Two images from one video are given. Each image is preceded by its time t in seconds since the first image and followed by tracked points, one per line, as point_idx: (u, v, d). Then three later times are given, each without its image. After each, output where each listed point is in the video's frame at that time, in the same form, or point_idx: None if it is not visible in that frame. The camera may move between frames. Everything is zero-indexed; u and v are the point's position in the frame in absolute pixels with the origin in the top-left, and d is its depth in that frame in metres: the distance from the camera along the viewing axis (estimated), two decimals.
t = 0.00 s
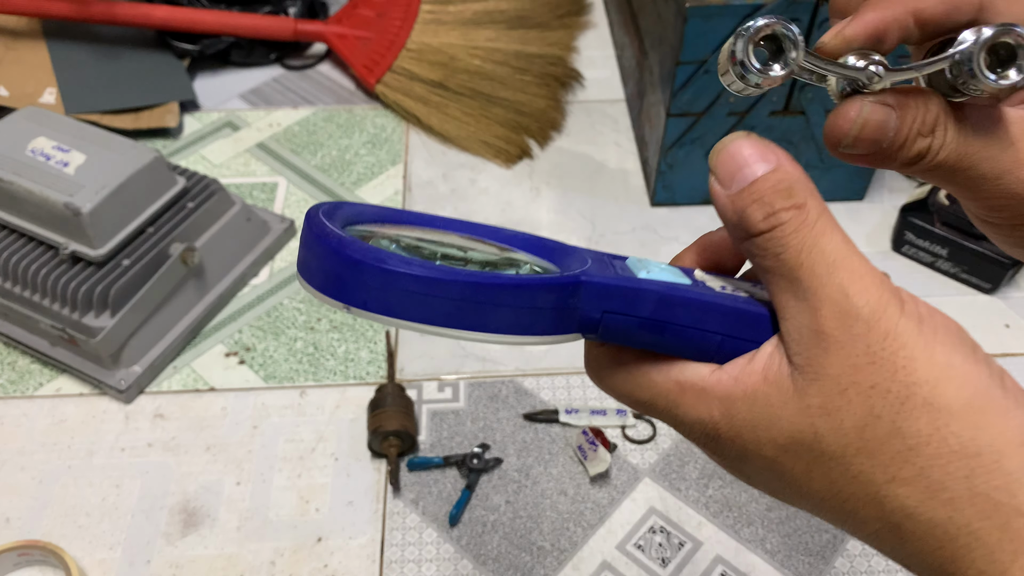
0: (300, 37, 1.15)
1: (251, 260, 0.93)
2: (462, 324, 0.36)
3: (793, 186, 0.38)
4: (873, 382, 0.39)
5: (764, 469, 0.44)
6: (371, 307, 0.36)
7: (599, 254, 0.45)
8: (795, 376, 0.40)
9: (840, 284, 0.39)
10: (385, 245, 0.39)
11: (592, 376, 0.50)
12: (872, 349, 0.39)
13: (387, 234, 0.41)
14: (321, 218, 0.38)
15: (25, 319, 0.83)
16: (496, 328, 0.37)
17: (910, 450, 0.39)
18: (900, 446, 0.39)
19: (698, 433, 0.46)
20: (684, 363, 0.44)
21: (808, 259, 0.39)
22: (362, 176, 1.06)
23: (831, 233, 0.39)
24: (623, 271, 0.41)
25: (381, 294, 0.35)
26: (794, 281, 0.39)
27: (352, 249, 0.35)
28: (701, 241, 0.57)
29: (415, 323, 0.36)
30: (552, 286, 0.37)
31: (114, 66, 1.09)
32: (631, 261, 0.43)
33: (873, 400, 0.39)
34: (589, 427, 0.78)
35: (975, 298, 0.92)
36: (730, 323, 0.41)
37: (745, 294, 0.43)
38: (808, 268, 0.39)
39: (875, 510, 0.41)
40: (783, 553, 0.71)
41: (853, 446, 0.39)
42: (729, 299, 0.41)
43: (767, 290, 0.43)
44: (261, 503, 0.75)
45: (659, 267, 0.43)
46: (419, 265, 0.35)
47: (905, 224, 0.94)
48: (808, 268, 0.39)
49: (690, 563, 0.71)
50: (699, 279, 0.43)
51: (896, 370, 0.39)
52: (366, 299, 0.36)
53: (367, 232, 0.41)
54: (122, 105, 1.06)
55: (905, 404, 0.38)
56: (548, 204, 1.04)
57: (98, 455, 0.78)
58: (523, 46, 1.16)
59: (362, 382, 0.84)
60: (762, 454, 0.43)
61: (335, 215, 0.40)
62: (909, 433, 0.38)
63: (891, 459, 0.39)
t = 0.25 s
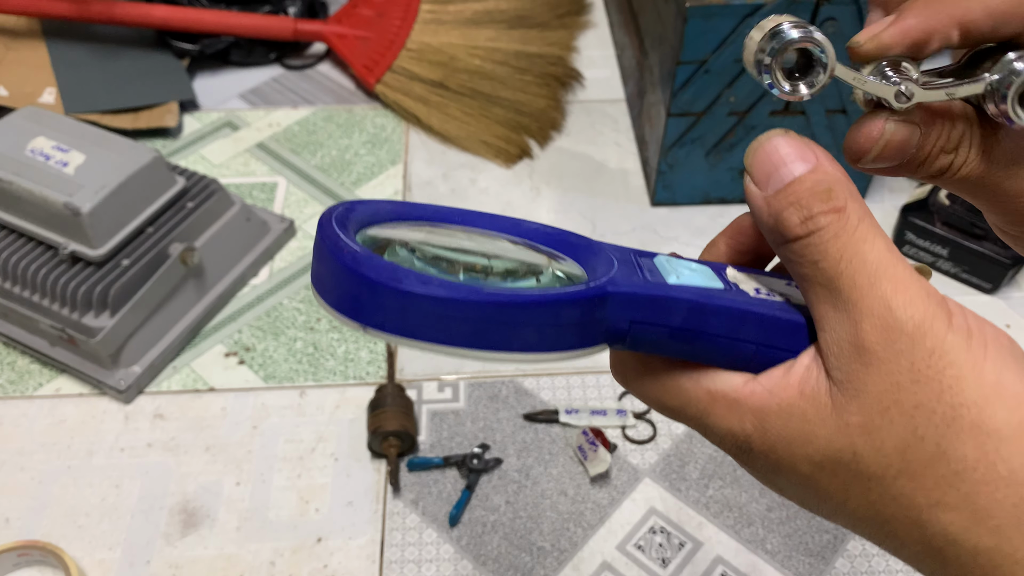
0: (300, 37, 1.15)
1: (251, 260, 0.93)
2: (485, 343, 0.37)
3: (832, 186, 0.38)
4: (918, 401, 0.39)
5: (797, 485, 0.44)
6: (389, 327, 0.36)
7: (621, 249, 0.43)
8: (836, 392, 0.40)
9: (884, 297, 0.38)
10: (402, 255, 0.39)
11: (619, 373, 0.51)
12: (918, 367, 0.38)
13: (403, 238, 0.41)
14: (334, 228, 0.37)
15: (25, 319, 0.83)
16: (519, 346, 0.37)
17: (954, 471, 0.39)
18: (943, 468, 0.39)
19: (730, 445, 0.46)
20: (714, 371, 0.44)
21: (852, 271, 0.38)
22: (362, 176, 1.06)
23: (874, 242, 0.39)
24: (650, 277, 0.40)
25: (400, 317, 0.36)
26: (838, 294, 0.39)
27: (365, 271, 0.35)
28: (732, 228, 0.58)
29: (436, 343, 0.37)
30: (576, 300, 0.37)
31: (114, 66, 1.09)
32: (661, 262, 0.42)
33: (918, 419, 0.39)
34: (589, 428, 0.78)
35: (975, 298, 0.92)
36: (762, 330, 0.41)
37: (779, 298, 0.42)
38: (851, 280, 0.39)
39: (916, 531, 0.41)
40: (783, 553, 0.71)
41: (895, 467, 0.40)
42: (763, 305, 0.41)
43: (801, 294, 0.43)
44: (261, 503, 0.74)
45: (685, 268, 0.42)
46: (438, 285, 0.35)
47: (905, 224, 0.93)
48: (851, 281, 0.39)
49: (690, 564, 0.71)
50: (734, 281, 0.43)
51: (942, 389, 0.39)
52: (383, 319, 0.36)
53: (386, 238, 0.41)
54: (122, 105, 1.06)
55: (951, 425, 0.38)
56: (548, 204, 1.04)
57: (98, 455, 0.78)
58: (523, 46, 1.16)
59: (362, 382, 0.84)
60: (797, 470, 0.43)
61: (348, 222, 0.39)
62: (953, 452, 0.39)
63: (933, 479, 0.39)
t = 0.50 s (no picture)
0: (300, 37, 1.15)
1: (251, 260, 0.93)
2: (471, 379, 0.39)
3: (838, 197, 0.38)
4: (919, 431, 0.38)
5: (799, 500, 0.45)
6: (374, 367, 0.39)
7: (621, 250, 0.46)
8: (837, 414, 0.40)
9: (888, 322, 0.38)
10: (392, 281, 0.43)
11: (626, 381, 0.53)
12: (921, 396, 0.38)
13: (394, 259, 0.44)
14: (320, 266, 0.40)
15: (25, 319, 0.83)
16: (506, 379, 0.40)
17: (955, 503, 0.38)
18: (944, 500, 0.38)
19: (737, 458, 0.47)
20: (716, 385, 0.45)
21: (855, 294, 0.38)
22: (362, 175, 1.06)
23: (881, 262, 0.38)
24: (642, 294, 0.42)
25: (384, 356, 0.38)
26: (841, 316, 0.39)
27: (348, 311, 0.38)
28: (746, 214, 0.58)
29: (423, 381, 0.39)
30: (560, 332, 0.39)
31: (113, 66, 1.09)
32: (662, 272, 0.44)
33: (919, 448, 0.38)
34: (589, 428, 0.78)
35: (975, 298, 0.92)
36: (761, 347, 0.42)
37: (779, 310, 0.42)
38: (855, 302, 0.38)
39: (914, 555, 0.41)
40: (783, 553, 0.71)
41: (894, 493, 0.40)
42: (762, 321, 0.41)
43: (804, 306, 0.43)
44: (261, 503, 0.74)
45: (681, 278, 0.43)
46: (422, 327, 0.38)
47: (905, 224, 0.93)
48: (855, 303, 0.38)
49: (690, 564, 0.70)
50: (736, 292, 0.43)
51: (947, 419, 0.38)
52: (369, 360, 0.39)
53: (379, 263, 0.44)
54: (121, 105, 1.06)
55: (954, 457, 0.38)
56: (548, 204, 1.04)
57: (98, 455, 0.78)
58: (523, 45, 1.16)
59: (362, 382, 0.83)
60: (801, 487, 0.44)
61: (336, 241, 0.42)
62: (955, 484, 0.38)
63: (933, 508, 0.39)
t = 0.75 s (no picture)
0: (300, 36, 1.15)
1: (250, 260, 0.93)
2: (476, 407, 0.39)
3: (845, 213, 0.39)
4: (925, 445, 0.38)
5: (798, 518, 0.45)
6: (370, 394, 0.39)
7: (620, 255, 0.46)
8: (841, 429, 0.40)
9: (894, 334, 0.38)
10: (388, 296, 0.43)
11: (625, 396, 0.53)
12: (928, 410, 0.38)
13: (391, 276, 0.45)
14: (312, 282, 0.39)
15: (25, 319, 0.83)
16: (511, 405, 0.40)
17: (961, 519, 0.38)
18: (951, 515, 0.38)
19: (737, 475, 0.47)
20: (716, 402, 0.46)
21: (861, 308, 0.39)
22: (362, 175, 1.06)
23: (889, 277, 0.39)
24: (644, 310, 0.42)
25: (380, 383, 0.38)
26: (846, 329, 0.39)
27: (343, 334, 0.37)
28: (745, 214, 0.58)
29: (426, 410, 0.39)
30: (565, 356, 0.39)
31: (113, 65, 1.08)
32: (663, 283, 0.44)
33: (924, 462, 0.38)
34: (589, 428, 0.77)
35: (975, 299, 0.92)
36: (765, 366, 0.42)
37: (787, 323, 0.43)
38: (863, 315, 0.39)
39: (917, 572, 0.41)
40: (783, 554, 0.71)
41: (898, 509, 0.39)
42: (768, 337, 0.42)
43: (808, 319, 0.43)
44: (261, 503, 0.74)
45: (683, 290, 0.44)
46: (422, 354, 0.37)
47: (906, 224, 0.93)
48: (861, 315, 0.39)
49: (691, 565, 0.70)
50: (737, 300, 0.44)
51: (954, 433, 0.38)
52: (366, 386, 0.38)
53: (370, 278, 0.44)
54: (121, 105, 1.06)
55: (960, 471, 0.38)
56: (549, 204, 1.03)
57: (97, 455, 0.78)
58: (523, 45, 1.16)
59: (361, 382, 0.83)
60: (803, 504, 0.44)
61: (325, 249, 0.42)
62: (961, 499, 0.38)
63: (939, 524, 0.39)
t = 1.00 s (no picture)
0: (299, 36, 1.14)
1: (250, 260, 0.92)
2: (416, 424, 0.41)
3: (748, 203, 0.41)
4: (826, 416, 0.39)
5: (733, 490, 0.47)
6: (317, 425, 0.41)
7: (554, 252, 0.47)
8: (756, 405, 0.41)
9: (791, 311, 0.39)
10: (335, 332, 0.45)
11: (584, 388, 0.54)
12: (827, 383, 0.39)
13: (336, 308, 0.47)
14: (258, 326, 0.42)
15: (24, 319, 0.83)
16: (451, 419, 0.41)
17: (865, 485, 0.39)
18: (854, 481, 0.39)
19: (677, 455, 0.48)
20: (652, 384, 0.46)
21: (762, 286, 0.40)
22: (361, 175, 1.06)
23: (788, 255, 0.40)
24: (573, 310, 0.43)
25: (324, 415, 0.40)
26: (751, 306, 0.40)
27: (282, 375, 0.40)
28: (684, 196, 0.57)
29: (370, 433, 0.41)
30: (495, 369, 0.41)
31: (113, 65, 1.08)
32: (594, 276, 0.45)
33: (826, 431, 0.39)
34: (589, 428, 0.78)
35: (976, 299, 0.92)
36: (693, 352, 0.43)
37: (711, 306, 0.44)
38: (764, 293, 0.40)
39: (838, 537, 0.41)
40: (783, 554, 0.71)
41: (811, 478, 0.40)
42: (691, 324, 0.43)
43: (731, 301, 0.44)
44: (260, 504, 0.74)
45: (613, 285, 0.44)
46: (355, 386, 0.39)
47: (907, 224, 0.93)
48: (761, 293, 0.40)
49: (691, 565, 0.70)
50: (665, 287, 0.45)
51: (855, 403, 0.38)
52: (312, 420, 0.40)
53: (319, 320, 0.45)
54: (120, 104, 1.06)
55: (860, 439, 0.38)
56: (548, 203, 1.03)
57: (97, 455, 0.78)
58: (523, 45, 1.16)
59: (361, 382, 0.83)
60: (732, 477, 0.45)
61: (270, 286, 0.44)
62: (862, 465, 0.38)
63: (845, 491, 0.39)
